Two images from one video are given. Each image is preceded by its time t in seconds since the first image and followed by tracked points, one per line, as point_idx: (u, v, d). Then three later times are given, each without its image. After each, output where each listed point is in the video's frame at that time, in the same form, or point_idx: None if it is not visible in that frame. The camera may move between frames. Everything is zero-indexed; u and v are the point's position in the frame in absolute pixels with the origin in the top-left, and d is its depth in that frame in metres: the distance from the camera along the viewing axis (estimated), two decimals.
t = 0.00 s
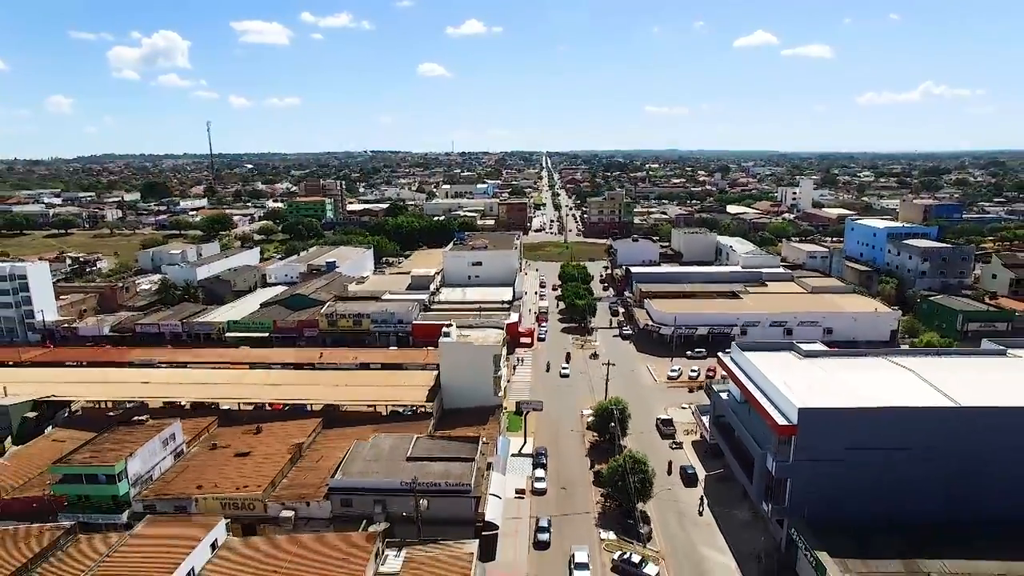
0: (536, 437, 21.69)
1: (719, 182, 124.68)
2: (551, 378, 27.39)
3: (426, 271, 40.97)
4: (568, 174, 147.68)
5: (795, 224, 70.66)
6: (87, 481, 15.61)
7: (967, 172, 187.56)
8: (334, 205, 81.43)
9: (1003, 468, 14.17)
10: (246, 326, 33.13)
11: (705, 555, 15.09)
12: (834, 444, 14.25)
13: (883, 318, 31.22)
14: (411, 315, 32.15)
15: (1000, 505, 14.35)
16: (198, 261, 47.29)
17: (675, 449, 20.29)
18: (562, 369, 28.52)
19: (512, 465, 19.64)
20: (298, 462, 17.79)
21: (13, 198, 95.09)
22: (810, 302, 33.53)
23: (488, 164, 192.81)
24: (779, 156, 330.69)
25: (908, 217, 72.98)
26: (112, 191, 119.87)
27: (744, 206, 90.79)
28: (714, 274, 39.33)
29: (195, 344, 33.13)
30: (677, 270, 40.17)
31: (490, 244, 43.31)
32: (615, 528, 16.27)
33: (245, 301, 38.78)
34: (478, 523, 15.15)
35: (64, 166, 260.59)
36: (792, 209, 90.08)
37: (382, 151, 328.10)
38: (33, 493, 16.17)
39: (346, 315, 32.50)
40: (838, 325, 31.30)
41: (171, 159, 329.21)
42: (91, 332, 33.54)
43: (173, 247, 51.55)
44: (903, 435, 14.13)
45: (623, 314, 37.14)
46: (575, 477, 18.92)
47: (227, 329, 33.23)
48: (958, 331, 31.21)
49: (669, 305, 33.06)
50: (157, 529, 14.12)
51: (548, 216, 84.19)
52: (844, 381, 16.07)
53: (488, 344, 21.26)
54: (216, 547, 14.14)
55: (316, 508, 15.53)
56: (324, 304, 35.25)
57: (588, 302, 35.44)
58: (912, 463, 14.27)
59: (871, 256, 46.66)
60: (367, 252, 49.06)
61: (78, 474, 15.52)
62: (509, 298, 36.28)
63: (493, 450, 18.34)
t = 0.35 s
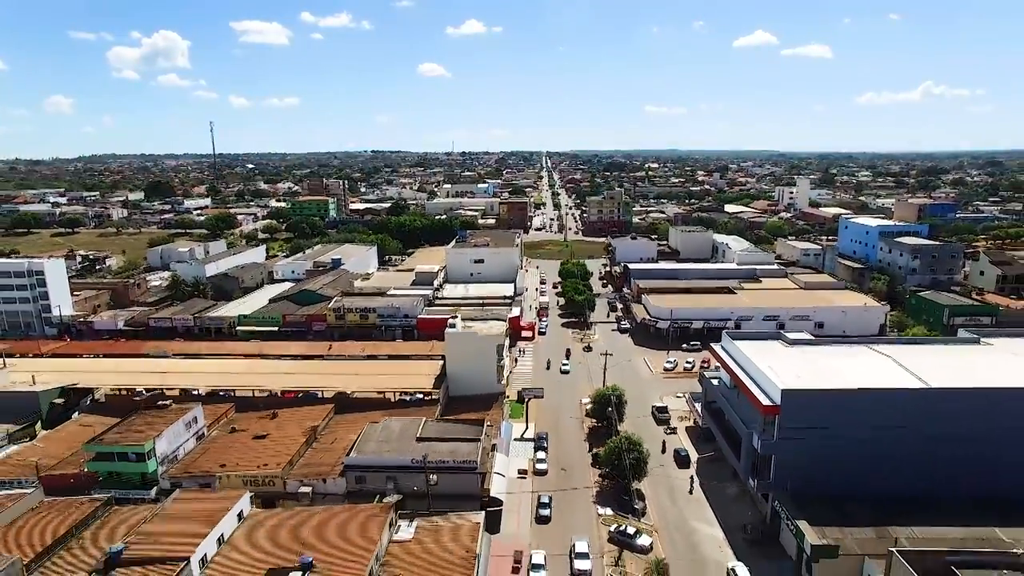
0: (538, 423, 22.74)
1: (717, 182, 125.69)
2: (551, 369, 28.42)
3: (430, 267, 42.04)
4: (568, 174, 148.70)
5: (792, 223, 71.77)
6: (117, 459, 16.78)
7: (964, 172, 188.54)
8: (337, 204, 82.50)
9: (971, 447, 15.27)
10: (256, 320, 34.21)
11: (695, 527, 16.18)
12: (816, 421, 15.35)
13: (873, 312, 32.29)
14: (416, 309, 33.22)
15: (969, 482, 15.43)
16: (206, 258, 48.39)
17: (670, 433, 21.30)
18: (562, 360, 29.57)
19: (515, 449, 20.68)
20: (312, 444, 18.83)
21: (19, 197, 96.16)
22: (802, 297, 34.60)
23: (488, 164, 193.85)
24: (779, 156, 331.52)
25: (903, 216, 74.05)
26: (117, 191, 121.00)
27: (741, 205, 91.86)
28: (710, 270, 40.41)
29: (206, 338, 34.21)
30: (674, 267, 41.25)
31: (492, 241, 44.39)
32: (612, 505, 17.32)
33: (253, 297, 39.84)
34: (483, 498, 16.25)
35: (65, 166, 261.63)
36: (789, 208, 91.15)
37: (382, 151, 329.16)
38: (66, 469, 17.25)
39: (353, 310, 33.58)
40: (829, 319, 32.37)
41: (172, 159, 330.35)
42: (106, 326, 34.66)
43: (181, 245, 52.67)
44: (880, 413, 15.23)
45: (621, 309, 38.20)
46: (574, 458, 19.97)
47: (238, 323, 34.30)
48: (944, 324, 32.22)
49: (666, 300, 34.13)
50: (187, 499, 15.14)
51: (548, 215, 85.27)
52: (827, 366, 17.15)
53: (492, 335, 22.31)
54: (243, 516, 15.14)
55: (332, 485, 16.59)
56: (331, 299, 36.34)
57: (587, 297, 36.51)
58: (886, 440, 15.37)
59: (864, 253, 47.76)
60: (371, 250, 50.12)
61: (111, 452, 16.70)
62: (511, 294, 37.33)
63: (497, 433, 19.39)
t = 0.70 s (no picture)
0: (538, 408, 23.93)
1: (716, 182, 126.80)
2: (551, 360, 29.58)
3: (434, 264, 43.24)
4: (568, 173, 149.80)
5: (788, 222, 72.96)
6: (148, 438, 18.02)
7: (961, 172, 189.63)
8: (340, 203, 83.67)
9: (943, 426, 16.50)
10: (267, 314, 35.45)
11: (685, 502, 17.35)
12: (800, 399, 16.53)
13: (861, 306, 33.53)
14: (421, 304, 34.42)
15: (940, 459, 16.61)
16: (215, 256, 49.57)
17: (664, 418, 22.49)
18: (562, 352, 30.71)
19: (517, 432, 21.84)
20: (327, 426, 20.01)
21: (25, 196, 97.28)
22: (794, 292, 35.83)
23: (489, 164, 194.97)
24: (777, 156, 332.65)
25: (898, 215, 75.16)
26: (122, 190, 122.25)
27: (739, 204, 93.05)
28: (705, 266, 41.63)
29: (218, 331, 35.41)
30: (671, 264, 42.44)
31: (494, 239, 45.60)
32: (608, 481, 18.49)
33: (262, 293, 41.03)
34: (488, 473, 17.45)
35: (67, 166, 262.68)
36: (785, 207, 92.29)
37: (383, 151, 330.34)
38: (98, 449, 18.41)
39: (360, 304, 34.78)
40: (819, 313, 33.60)
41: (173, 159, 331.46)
42: (122, 321, 35.87)
43: (189, 243, 53.87)
44: (858, 394, 16.43)
45: (619, 304, 39.39)
46: (573, 440, 21.12)
47: (248, 317, 35.50)
48: (929, 318, 33.46)
49: (662, 295, 35.33)
50: (214, 475, 16.33)
51: (548, 214, 86.49)
52: (810, 351, 18.34)
53: (495, 325, 23.48)
54: (267, 489, 16.40)
55: (347, 463, 17.79)
56: (339, 295, 37.54)
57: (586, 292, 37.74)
58: (864, 420, 16.57)
59: (856, 251, 48.98)
60: (376, 248, 51.30)
61: (141, 432, 17.95)
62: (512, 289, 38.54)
63: (500, 416, 20.59)
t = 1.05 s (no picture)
0: (539, 397, 24.98)
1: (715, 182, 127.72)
2: (552, 352, 30.64)
3: (436, 261, 44.34)
4: (568, 172, 150.78)
5: (784, 220, 74.06)
6: (172, 421, 19.13)
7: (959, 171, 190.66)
8: (343, 202, 84.75)
9: (922, 409, 17.62)
10: (276, 309, 36.56)
11: (679, 481, 18.41)
12: (788, 383, 17.62)
13: (851, 301, 34.63)
14: (425, 298, 35.53)
15: (917, 440, 17.71)
16: (222, 253, 50.67)
17: (660, 405, 23.55)
18: (562, 345, 31.77)
19: (519, 418, 22.89)
20: (340, 412, 21.06)
21: (30, 196, 98.25)
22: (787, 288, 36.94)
23: (489, 163, 195.99)
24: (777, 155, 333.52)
25: (893, 213, 76.18)
26: (126, 189, 123.23)
27: (737, 203, 94.16)
28: (701, 263, 42.73)
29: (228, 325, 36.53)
30: (668, 261, 43.51)
31: (496, 237, 46.71)
32: (606, 463, 19.54)
33: (269, 289, 42.11)
34: (493, 454, 18.51)
35: (68, 165, 263.51)
36: (783, 206, 93.23)
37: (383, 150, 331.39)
38: (126, 432, 19.52)
39: (366, 299, 35.88)
40: (811, 307, 34.69)
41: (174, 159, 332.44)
42: (134, 315, 36.97)
43: (196, 241, 54.98)
44: (839, 379, 17.52)
45: (617, 300, 40.48)
46: (573, 426, 22.17)
47: (258, 312, 36.61)
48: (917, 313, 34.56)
49: (659, 290, 36.42)
50: (236, 454, 17.42)
51: (548, 213, 87.59)
52: (796, 340, 19.41)
53: (498, 317, 24.53)
54: (286, 467, 17.47)
55: (360, 444, 18.82)
56: (345, 290, 38.65)
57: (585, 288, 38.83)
58: (846, 403, 17.65)
59: (850, 249, 50.09)
60: (380, 246, 52.31)
61: (166, 415, 19.06)
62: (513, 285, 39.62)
63: (503, 402, 21.64)
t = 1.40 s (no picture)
0: (541, 386, 26.02)
1: (713, 181, 128.63)
2: (553, 345, 31.69)
3: (439, 258, 45.39)
4: (567, 172, 151.70)
5: (781, 219, 75.08)
6: (193, 407, 20.24)
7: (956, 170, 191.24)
8: (346, 201, 85.76)
9: (902, 395, 18.70)
10: (284, 305, 37.63)
11: (673, 463, 19.45)
12: (778, 369, 18.67)
13: (843, 296, 35.69)
14: (430, 294, 36.58)
15: (897, 424, 18.79)
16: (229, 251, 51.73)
17: (656, 393, 24.60)
18: (562, 338, 32.81)
19: (522, 406, 23.94)
20: (351, 399, 22.10)
21: (36, 194, 99.04)
22: (780, 284, 38.00)
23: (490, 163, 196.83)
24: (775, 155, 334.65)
25: (889, 212, 77.19)
26: (129, 188, 124.09)
27: (735, 202, 95.16)
28: (698, 260, 43.78)
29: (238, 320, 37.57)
30: (665, 258, 44.56)
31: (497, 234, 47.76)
32: (604, 447, 20.60)
33: (277, 285, 43.14)
34: (497, 437, 19.58)
35: (70, 164, 264.18)
36: (780, 205, 94.20)
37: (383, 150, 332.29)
38: (149, 417, 20.63)
39: (372, 295, 36.94)
40: (803, 302, 35.73)
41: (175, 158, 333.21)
42: (146, 310, 38.00)
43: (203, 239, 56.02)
44: (823, 366, 18.58)
45: (616, 296, 41.51)
46: (572, 413, 23.22)
47: (267, 307, 37.67)
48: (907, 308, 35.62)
49: (657, 286, 37.46)
50: (255, 436, 18.49)
51: (548, 212, 88.59)
52: (784, 330, 20.48)
53: (501, 310, 25.57)
54: (303, 448, 18.53)
55: (370, 428, 19.85)
56: (351, 286, 39.70)
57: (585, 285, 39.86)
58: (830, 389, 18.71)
59: (844, 247, 51.13)
60: (383, 243, 53.35)
61: (187, 401, 20.17)
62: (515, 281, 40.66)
63: (506, 390, 22.70)
